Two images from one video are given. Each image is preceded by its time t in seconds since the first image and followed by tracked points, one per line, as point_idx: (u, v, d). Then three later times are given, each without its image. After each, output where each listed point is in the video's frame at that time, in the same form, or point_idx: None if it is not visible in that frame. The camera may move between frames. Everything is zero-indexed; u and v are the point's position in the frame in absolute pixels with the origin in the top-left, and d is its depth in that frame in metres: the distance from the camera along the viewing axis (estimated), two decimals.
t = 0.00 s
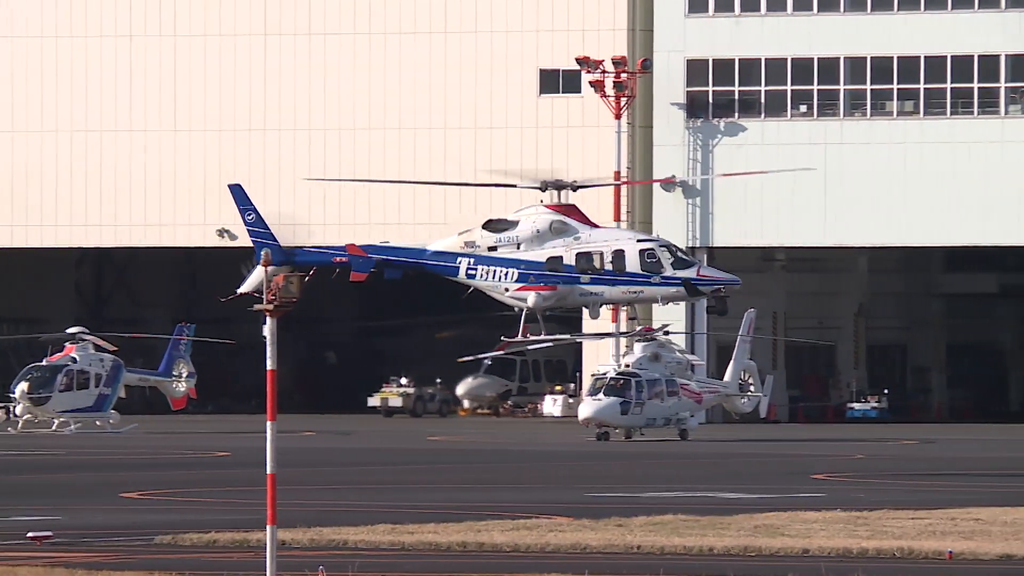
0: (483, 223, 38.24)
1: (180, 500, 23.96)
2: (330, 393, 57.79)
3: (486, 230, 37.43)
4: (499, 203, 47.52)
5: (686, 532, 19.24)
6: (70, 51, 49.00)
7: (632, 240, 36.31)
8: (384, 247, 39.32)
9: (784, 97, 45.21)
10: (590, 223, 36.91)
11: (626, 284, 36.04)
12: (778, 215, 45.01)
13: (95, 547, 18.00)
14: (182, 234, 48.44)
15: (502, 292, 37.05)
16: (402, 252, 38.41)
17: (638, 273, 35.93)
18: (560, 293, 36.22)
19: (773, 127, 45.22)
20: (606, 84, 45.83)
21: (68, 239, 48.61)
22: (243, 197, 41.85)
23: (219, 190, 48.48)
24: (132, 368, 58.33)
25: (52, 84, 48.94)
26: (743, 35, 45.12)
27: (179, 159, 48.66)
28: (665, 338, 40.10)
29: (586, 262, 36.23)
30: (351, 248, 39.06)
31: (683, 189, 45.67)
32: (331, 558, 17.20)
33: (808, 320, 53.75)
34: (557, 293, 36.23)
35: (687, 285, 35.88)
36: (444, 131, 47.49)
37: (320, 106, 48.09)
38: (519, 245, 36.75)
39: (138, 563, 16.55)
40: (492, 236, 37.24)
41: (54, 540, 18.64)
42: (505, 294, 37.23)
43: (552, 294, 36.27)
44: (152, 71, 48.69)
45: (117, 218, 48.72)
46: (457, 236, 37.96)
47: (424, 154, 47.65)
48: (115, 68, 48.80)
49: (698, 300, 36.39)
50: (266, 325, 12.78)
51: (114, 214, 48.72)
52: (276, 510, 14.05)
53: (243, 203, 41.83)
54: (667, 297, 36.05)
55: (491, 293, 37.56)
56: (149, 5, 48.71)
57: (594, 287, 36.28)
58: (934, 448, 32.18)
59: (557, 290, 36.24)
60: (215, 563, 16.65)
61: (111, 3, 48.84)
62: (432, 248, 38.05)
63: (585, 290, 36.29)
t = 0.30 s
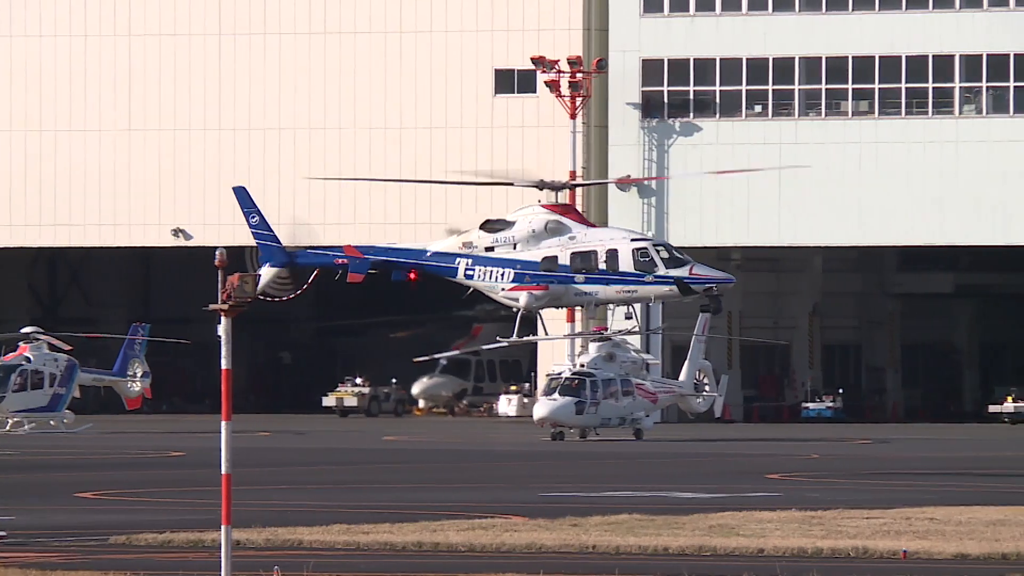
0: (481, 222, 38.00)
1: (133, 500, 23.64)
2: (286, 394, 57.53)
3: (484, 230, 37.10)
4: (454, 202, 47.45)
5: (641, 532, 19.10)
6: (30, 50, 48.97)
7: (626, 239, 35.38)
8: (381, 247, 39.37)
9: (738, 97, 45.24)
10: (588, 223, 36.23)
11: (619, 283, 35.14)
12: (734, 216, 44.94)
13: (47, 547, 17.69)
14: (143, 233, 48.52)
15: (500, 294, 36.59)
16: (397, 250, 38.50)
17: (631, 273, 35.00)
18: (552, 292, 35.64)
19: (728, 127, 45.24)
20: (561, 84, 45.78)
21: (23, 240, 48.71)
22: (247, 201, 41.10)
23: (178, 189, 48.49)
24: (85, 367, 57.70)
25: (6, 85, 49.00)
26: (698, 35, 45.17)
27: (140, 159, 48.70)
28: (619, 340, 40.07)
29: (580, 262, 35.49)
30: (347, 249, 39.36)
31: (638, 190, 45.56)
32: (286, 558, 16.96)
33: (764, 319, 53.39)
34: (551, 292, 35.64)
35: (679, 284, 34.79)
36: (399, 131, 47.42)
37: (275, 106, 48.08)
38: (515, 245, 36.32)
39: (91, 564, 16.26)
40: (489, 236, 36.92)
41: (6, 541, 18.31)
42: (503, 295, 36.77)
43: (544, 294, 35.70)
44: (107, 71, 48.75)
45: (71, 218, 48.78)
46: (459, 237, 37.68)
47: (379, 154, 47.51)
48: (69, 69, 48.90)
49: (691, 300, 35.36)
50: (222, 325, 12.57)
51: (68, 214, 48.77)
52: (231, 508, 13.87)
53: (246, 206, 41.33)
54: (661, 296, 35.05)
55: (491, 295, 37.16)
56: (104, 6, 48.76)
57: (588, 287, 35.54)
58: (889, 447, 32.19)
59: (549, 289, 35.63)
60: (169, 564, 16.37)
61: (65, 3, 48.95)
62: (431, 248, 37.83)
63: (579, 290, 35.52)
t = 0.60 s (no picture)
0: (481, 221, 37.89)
1: (89, 500, 23.34)
2: (243, 394, 57.66)
3: (484, 230, 36.98)
4: (412, 202, 47.22)
5: (599, 532, 18.99)
6: None
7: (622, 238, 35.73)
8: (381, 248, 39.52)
9: (696, 97, 45.23)
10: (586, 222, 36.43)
11: (616, 283, 35.47)
12: (692, 217, 44.89)
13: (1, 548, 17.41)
14: (101, 232, 48.37)
15: (500, 294, 36.57)
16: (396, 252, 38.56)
17: (627, 272, 35.35)
18: (547, 292, 35.77)
19: (685, 126, 45.19)
20: (518, 84, 45.68)
21: None
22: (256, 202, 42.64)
23: (137, 189, 48.36)
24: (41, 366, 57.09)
25: None
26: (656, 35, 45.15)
27: (99, 158, 48.50)
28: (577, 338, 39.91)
29: (578, 262, 35.66)
30: (347, 249, 39.64)
31: (596, 189, 45.46)
32: (244, 558, 16.75)
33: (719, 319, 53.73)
34: (547, 292, 35.76)
35: (673, 283, 35.13)
36: (357, 130, 47.27)
37: (233, 106, 47.95)
38: (514, 246, 36.25)
39: (47, 564, 16.01)
40: (489, 236, 36.82)
41: None
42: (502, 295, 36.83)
43: (541, 294, 35.79)
44: (65, 70, 48.57)
45: (28, 217, 48.58)
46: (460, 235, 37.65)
47: (336, 154, 47.44)
48: (26, 67, 48.67)
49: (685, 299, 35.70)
50: (179, 325, 12.41)
51: (26, 214, 48.57)
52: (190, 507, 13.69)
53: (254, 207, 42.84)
54: (656, 295, 35.42)
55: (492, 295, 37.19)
56: (61, 5, 48.59)
57: (585, 286, 35.75)
58: (845, 447, 32.24)
59: (545, 290, 35.79)
60: (126, 563, 16.13)
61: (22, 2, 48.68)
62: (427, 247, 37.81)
63: (576, 290, 35.72)
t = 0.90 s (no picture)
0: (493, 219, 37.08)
1: (55, 501, 23.11)
2: (208, 395, 57.13)
3: (493, 229, 36.28)
4: (379, 201, 47.00)
5: (566, 532, 18.91)
6: None
7: (628, 234, 34.79)
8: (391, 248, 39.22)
9: (662, 97, 45.20)
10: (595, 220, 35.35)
11: (619, 282, 34.58)
12: (658, 217, 44.90)
13: None
14: (68, 232, 48.14)
15: (508, 293, 35.87)
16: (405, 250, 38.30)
17: (631, 271, 34.44)
18: (552, 291, 34.97)
19: (652, 126, 45.19)
20: (485, 84, 45.57)
21: None
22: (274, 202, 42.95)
23: (103, 187, 48.19)
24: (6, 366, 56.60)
25: None
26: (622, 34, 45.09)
27: (65, 157, 48.28)
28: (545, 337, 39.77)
29: (583, 261, 34.79)
30: (358, 249, 39.38)
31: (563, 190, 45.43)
32: (210, 558, 16.60)
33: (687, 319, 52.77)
34: (551, 292, 34.98)
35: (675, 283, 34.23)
36: (324, 130, 47.14)
37: (200, 106, 47.75)
38: (522, 246, 35.45)
39: (12, 564, 15.82)
40: (497, 235, 36.07)
41: None
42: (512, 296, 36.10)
43: (544, 293, 35.08)
44: (31, 69, 48.28)
45: None
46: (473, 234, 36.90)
47: (304, 154, 47.29)
48: None
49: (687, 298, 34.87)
50: (145, 324, 12.28)
51: None
52: (155, 506, 13.55)
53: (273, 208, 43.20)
54: (661, 294, 34.50)
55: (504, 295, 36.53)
56: (27, 4, 48.31)
57: (590, 285, 34.90)
58: (813, 447, 32.22)
59: (549, 289, 35.03)
60: (91, 563, 15.97)
61: None
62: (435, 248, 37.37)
63: (581, 289, 34.91)
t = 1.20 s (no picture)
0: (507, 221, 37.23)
1: (29, 501, 22.97)
2: (183, 395, 56.50)
3: (509, 230, 36.48)
4: (354, 201, 46.85)
5: (542, 532, 18.87)
6: None
7: (640, 234, 34.82)
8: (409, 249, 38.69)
9: (638, 97, 45.12)
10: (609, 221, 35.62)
11: (631, 282, 34.68)
12: (633, 216, 44.85)
13: None
14: (42, 233, 47.96)
15: (522, 294, 36.00)
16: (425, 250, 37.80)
17: (642, 270, 34.52)
18: (565, 290, 35.14)
19: (627, 126, 45.12)
20: (460, 84, 45.48)
21: None
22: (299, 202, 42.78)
23: (78, 188, 48.00)
24: None
25: None
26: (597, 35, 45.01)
27: (39, 158, 48.08)
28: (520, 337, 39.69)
29: (596, 260, 34.96)
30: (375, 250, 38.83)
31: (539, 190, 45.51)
32: (186, 558, 16.51)
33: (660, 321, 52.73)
34: (565, 291, 35.15)
35: (685, 282, 34.23)
36: (299, 131, 47.03)
37: (176, 106, 47.58)
38: (537, 246, 35.62)
39: None
40: (513, 235, 36.24)
41: None
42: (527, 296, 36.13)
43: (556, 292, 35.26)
44: (5, 70, 48.10)
45: None
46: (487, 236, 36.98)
47: (279, 154, 47.14)
48: None
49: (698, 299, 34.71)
50: (120, 325, 12.18)
51: None
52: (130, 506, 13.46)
53: (299, 209, 42.86)
54: (672, 294, 34.50)
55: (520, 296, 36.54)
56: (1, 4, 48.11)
57: (604, 285, 35.00)
58: (789, 446, 32.27)
59: (561, 289, 35.18)
60: (65, 563, 15.87)
61: None
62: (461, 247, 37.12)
63: (593, 289, 35.04)
